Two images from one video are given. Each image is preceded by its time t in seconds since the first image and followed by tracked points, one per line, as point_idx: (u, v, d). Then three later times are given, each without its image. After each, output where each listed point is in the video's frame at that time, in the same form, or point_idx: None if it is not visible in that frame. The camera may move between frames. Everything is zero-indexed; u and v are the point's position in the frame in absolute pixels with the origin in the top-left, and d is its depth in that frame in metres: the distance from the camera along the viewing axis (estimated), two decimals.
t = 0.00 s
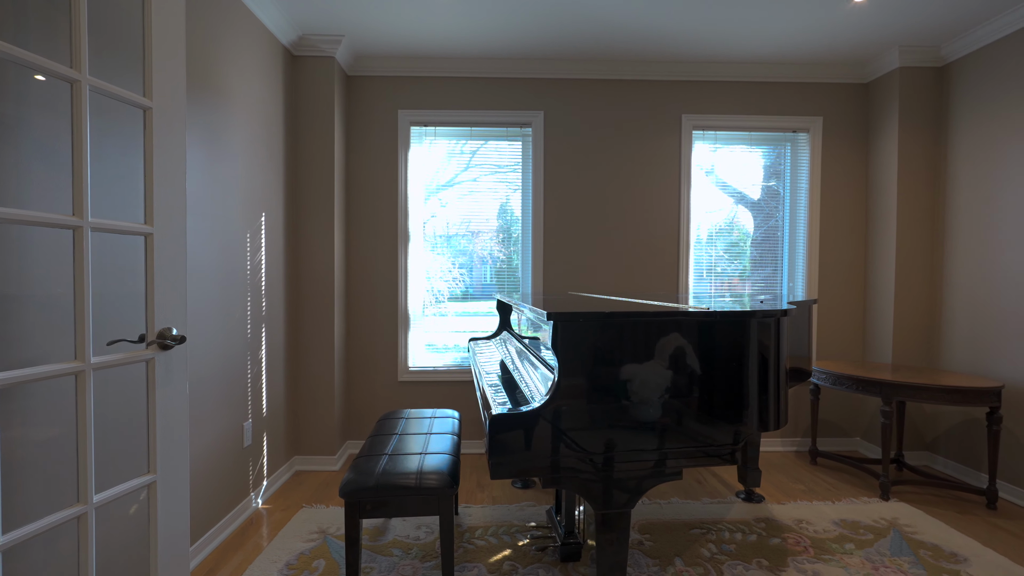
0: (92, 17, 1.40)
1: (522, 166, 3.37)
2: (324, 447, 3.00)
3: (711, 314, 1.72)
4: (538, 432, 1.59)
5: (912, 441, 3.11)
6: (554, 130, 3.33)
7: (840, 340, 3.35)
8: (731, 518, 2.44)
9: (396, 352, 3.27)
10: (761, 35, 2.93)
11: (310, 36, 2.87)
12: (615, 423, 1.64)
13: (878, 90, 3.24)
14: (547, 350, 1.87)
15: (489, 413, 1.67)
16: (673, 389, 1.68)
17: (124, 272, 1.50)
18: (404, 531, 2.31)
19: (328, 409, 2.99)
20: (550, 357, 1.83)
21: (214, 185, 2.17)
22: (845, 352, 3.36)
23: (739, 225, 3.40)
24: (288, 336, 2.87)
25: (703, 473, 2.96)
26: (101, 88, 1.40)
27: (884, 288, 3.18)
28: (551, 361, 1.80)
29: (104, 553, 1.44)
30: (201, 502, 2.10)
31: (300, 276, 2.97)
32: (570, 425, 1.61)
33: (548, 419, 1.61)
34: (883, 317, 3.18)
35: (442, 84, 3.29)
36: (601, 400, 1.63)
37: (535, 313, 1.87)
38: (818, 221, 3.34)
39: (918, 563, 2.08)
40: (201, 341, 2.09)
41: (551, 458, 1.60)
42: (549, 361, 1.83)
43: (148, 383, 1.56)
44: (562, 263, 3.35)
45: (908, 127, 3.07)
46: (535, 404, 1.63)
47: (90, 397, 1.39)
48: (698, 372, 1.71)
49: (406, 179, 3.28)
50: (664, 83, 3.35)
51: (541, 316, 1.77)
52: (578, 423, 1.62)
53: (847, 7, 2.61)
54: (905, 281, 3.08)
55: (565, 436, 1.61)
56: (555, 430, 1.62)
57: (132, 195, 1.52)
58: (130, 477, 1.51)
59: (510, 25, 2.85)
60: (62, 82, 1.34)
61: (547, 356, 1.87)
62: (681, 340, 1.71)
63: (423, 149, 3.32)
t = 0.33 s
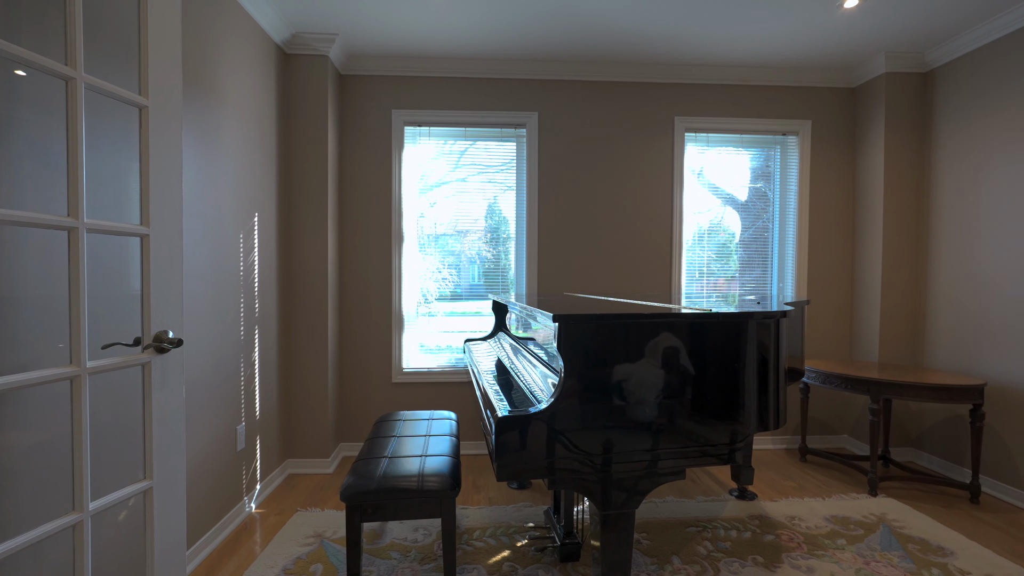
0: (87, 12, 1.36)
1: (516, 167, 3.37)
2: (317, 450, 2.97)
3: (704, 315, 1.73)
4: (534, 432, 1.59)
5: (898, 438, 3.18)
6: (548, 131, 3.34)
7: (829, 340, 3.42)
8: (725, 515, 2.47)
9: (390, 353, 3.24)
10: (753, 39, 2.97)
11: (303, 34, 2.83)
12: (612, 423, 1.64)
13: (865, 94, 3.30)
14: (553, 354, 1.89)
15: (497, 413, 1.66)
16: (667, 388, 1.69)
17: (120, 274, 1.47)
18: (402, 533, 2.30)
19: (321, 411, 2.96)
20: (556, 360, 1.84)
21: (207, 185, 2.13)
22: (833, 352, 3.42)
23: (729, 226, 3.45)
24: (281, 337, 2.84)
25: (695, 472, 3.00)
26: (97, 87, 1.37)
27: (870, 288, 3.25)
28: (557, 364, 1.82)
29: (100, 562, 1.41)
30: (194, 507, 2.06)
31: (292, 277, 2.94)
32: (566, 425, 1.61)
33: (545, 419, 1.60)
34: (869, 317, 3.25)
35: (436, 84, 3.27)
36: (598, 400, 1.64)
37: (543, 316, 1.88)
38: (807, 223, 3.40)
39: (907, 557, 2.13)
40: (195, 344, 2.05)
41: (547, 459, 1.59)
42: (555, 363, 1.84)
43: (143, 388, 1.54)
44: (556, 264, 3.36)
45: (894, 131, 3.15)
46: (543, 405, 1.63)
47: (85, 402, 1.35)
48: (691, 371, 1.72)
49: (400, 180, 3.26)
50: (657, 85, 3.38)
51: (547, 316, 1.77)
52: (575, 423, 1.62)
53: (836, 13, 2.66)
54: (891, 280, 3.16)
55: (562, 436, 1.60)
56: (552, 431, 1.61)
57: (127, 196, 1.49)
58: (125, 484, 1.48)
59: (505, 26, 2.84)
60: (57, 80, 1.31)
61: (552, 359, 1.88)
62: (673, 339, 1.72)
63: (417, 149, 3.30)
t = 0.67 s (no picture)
0: (86, 8, 1.34)
1: (511, 168, 3.38)
2: (311, 453, 2.94)
3: (698, 316, 1.75)
4: (530, 433, 1.59)
5: (885, 434, 3.26)
6: (543, 133, 3.35)
7: (818, 339, 3.48)
8: (720, 513, 2.50)
9: (384, 354, 3.23)
10: (745, 43, 3.02)
11: (297, 32, 2.80)
12: (608, 423, 1.65)
13: (853, 99, 3.37)
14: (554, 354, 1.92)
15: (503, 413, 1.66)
16: (666, 388, 1.71)
17: (119, 276, 1.44)
18: (400, 535, 2.29)
19: (315, 413, 2.93)
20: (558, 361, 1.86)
21: (201, 184, 2.10)
22: (822, 351, 3.49)
23: (721, 228, 3.50)
24: (274, 337, 2.81)
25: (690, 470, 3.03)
26: (95, 84, 1.34)
27: (858, 288, 3.32)
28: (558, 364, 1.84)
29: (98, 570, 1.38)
30: (189, 512, 2.03)
31: (285, 278, 2.91)
32: (564, 426, 1.62)
33: (541, 420, 1.61)
34: (857, 317, 3.33)
35: (431, 84, 3.26)
36: (595, 400, 1.65)
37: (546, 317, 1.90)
38: (797, 225, 3.46)
39: (897, 551, 2.18)
40: (190, 346, 2.02)
41: (544, 459, 1.60)
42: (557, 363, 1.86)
43: (141, 391, 1.51)
44: (551, 265, 3.37)
45: (881, 134, 3.22)
46: (551, 405, 1.63)
47: (83, 406, 1.32)
48: (684, 370, 1.74)
49: (395, 180, 3.25)
50: (651, 88, 3.41)
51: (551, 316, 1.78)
52: (572, 423, 1.62)
53: (827, 19, 2.72)
54: (878, 281, 3.23)
55: (560, 437, 1.61)
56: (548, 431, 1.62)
57: (125, 196, 1.46)
58: (124, 488, 1.46)
59: (502, 26, 2.85)
60: (54, 77, 1.28)
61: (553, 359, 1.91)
62: (666, 338, 1.73)
63: (411, 149, 3.29)
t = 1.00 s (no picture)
0: (83, 3, 1.30)
1: (506, 168, 3.38)
2: (305, 455, 2.91)
3: (690, 316, 1.75)
4: (527, 433, 1.58)
5: (874, 432, 3.32)
6: (539, 134, 3.36)
7: (808, 339, 3.54)
8: (716, 511, 2.53)
9: (379, 355, 3.20)
10: (738, 47, 3.06)
11: (291, 30, 2.77)
12: (605, 422, 1.65)
13: (842, 102, 3.44)
14: (556, 354, 1.95)
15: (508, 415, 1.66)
16: (669, 388, 1.72)
17: (117, 276, 1.41)
18: (399, 537, 2.28)
19: (310, 415, 2.91)
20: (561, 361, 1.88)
21: (196, 183, 2.06)
22: (812, 350, 3.55)
23: (713, 229, 3.54)
24: (268, 339, 2.77)
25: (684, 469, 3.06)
26: (93, 81, 1.31)
27: (847, 289, 3.39)
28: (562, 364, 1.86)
29: None
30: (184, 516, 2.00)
31: (279, 279, 2.87)
32: (561, 426, 1.61)
33: (538, 421, 1.60)
34: (846, 317, 3.39)
35: (426, 84, 3.25)
36: (592, 399, 1.64)
37: (548, 318, 1.90)
38: (788, 226, 3.52)
39: (888, 546, 2.23)
40: (185, 348, 1.99)
41: (541, 459, 1.59)
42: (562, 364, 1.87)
43: (139, 394, 1.48)
44: (546, 265, 3.38)
45: (869, 138, 3.28)
46: (558, 405, 1.64)
47: (81, 411, 1.29)
48: (678, 370, 1.74)
49: (390, 179, 3.23)
50: (645, 89, 3.43)
51: (554, 318, 1.79)
52: (570, 424, 1.62)
53: (819, 24, 2.76)
54: (866, 281, 3.30)
55: (557, 437, 1.60)
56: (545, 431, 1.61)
57: (123, 196, 1.44)
58: (122, 494, 1.43)
59: (498, 27, 2.84)
60: (51, 74, 1.25)
61: (556, 358, 1.92)
62: (658, 337, 1.73)
63: (406, 148, 3.27)
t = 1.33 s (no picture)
0: None
1: (503, 168, 3.38)
2: (303, 457, 2.89)
3: (685, 318, 1.76)
4: (527, 434, 1.58)
5: (866, 430, 3.38)
6: (536, 134, 3.36)
7: (802, 338, 3.59)
8: (714, 510, 2.56)
9: (376, 356, 3.18)
10: (734, 50, 3.09)
11: (289, 28, 2.74)
12: (605, 423, 1.65)
13: (835, 105, 3.49)
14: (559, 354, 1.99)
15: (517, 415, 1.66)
16: (677, 389, 1.73)
17: (120, 277, 1.39)
18: (400, 539, 2.27)
19: (308, 417, 2.88)
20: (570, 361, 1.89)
21: (195, 182, 2.03)
22: (805, 350, 3.60)
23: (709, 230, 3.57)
24: (265, 340, 2.74)
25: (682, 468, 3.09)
26: (96, 79, 1.29)
27: (839, 289, 3.44)
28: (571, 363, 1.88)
29: None
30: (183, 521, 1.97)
31: (276, 280, 2.85)
32: (562, 427, 1.60)
33: (538, 422, 1.59)
34: (839, 317, 3.44)
35: (424, 84, 3.23)
36: (592, 400, 1.65)
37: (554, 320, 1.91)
38: (782, 226, 3.56)
39: (884, 543, 2.27)
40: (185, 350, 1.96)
41: (542, 461, 1.58)
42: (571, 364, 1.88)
43: (142, 399, 1.46)
44: (544, 266, 3.38)
45: (862, 140, 3.33)
46: (569, 405, 1.65)
47: (84, 416, 1.27)
48: (686, 370, 1.75)
49: (387, 179, 3.21)
50: (642, 91, 3.45)
51: (563, 318, 1.79)
52: (570, 425, 1.61)
53: (815, 28, 2.80)
54: (858, 281, 3.35)
55: (558, 438, 1.60)
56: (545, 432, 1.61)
57: (126, 196, 1.41)
58: (125, 499, 1.40)
59: (497, 27, 2.84)
60: (54, 72, 1.22)
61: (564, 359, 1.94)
62: (655, 337, 1.73)
63: (403, 148, 3.25)
